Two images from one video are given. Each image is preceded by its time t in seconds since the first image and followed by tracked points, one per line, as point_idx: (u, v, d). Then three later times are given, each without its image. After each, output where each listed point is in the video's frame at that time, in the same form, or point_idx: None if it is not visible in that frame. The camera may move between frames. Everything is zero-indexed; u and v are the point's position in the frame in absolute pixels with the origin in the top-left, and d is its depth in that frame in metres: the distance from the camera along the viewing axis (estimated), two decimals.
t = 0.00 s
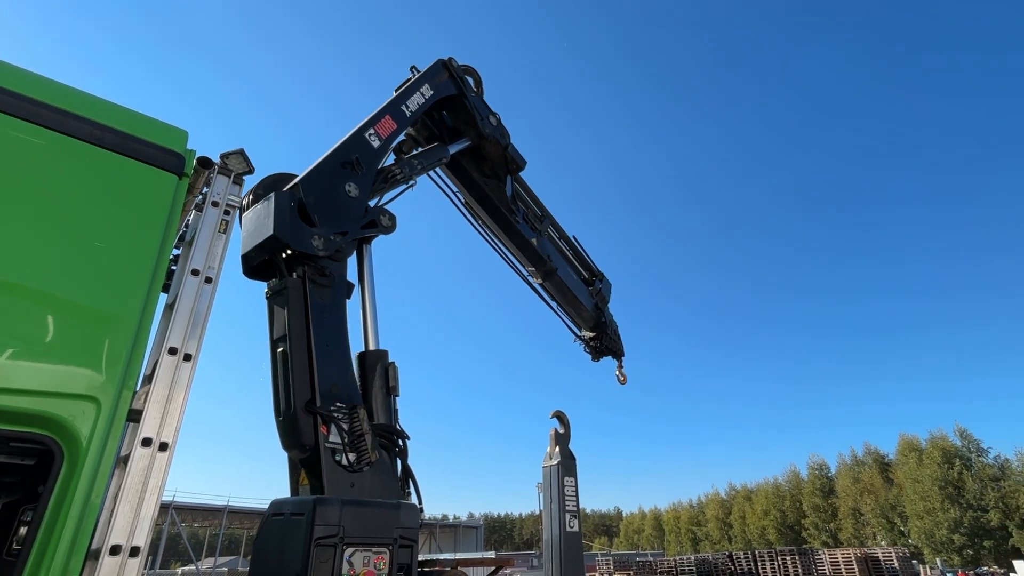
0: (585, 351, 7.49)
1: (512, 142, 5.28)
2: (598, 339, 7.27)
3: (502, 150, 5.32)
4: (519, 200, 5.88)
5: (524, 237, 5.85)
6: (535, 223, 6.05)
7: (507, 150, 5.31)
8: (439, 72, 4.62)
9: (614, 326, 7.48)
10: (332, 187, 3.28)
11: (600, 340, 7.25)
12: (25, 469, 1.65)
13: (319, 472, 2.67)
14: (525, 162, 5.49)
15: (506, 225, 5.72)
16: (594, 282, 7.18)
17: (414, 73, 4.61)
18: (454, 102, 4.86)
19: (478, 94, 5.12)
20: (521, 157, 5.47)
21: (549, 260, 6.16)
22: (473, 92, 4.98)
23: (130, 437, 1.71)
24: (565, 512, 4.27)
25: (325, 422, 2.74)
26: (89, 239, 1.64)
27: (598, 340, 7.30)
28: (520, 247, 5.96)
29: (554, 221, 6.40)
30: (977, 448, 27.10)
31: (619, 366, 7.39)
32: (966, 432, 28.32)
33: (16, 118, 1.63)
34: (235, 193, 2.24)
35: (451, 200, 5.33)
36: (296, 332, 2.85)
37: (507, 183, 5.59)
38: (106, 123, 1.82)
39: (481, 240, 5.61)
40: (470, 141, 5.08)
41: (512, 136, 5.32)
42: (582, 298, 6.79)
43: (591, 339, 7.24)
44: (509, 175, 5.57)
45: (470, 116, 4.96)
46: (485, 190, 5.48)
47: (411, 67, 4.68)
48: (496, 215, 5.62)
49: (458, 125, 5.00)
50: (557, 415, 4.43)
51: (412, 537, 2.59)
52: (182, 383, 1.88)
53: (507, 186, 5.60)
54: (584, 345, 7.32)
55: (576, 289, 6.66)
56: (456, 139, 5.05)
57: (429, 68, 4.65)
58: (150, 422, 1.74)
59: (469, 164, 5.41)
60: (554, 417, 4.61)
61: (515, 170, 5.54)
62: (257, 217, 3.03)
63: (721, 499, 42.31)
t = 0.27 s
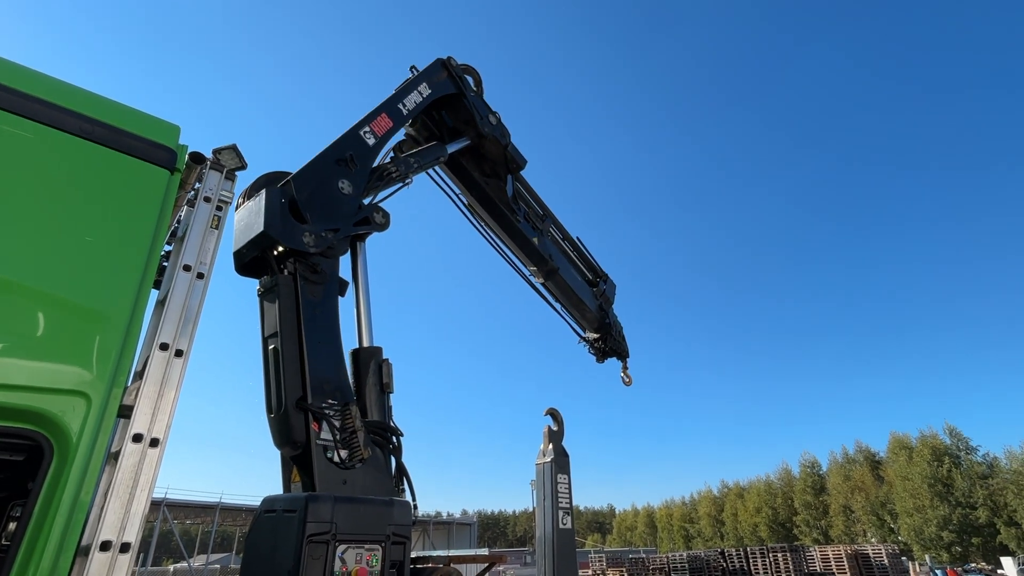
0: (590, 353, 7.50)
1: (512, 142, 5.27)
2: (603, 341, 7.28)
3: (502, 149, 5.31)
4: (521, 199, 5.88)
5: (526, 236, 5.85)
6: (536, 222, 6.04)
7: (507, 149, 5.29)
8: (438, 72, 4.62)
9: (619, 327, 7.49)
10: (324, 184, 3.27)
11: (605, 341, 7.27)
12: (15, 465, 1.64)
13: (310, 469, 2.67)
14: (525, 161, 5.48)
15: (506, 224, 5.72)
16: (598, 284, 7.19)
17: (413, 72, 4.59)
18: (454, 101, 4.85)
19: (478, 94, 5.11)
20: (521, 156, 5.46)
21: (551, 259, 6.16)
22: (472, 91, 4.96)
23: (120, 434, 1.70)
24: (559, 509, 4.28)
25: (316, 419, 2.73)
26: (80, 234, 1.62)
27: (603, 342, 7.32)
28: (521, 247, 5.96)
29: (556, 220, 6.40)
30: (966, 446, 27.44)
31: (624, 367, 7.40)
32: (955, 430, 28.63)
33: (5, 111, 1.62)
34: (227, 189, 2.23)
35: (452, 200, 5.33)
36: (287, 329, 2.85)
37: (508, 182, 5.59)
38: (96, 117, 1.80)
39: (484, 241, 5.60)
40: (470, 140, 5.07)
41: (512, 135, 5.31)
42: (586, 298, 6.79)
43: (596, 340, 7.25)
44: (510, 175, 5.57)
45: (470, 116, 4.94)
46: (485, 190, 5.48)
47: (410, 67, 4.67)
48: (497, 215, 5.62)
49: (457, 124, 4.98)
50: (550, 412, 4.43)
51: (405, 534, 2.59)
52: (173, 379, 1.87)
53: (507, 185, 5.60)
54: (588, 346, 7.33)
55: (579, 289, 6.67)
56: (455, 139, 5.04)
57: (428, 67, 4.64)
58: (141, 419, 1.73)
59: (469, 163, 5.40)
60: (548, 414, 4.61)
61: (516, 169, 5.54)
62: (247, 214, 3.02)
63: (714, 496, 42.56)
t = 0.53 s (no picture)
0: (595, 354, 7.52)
1: (512, 140, 5.27)
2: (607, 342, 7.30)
3: (502, 148, 5.30)
4: (522, 199, 5.88)
5: (527, 235, 5.84)
6: (537, 221, 6.04)
7: (506, 148, 5.29)
8: (437, 70, 4.61)
9: (623, 328, 7.51)
10: (316, 180, 3.25)
11: (609, 342, 7.29)
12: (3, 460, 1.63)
13: (301, 465, 2.66)
14: (525, 160, 5.48)
15: (507, 224, 5.71)
16: (602, 285, 7.21)
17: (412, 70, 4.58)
18: (453, 101, 4.84)
19: (477, 92, 5.10)
20: (521, 154, 5.45)
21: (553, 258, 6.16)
22: (472, 90, 4.95)
23: (110, 430, 1.69)
24: (551, 505, 4.29)
25: (307, 415, 2.72)
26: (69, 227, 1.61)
27: (608, 343, 7.34)
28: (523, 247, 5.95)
29: (557, 219, 6.39)
30: (955, 443, 27.69)
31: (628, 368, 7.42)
32: (944, 428, 28.93)
33: None
34: (219, 183, 2.21)
35: (453, 200, 5.31)
36: (278, 325, 2.84)
37: (507, 181, 5.58)
38: (86, 109, 1.78)
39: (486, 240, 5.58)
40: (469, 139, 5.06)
41: (512, 134, 5.30)
42: (589, 298, 6.81)
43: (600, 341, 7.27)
44: (510, 173, 5.56)
45: (469, 114, 4.92)
46: (485, 189, 5.47)
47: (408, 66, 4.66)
48: (498, 214, 5.61)
49: (456, 123, 4.97)
50: (544, 409, 4.43)
51: (397, 530, 2.59)
52: (164, 374, 1.85)
53: (507, 184, 5.60)
54: (593, 348, 7.35)
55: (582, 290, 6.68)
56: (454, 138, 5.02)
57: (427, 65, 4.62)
58: (131, 414, 1.72)
59: (470, 162, 5.38)
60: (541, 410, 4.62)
61: (516, 168, 5.54)
62: (238, 211, 3.01)
63: (706, 493, 42.80)
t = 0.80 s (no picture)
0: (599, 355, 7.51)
1: (513, 139, 5.25)
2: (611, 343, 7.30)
3: (502, 147, 5.28)
4: (523, 197, 5.87)
5: (528, 234, 5.82)
6: (539, 220, 6.02)
7: (506, 147, 5.27)
8: (436, 68, 4.60)
9: (627, 330, 7.51)
10: (308, 175, 3.24)
11: (614, 344, 7.28)
12: None
13: (292, 460, 2.66)
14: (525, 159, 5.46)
15: (508, 223, 5.70)
16: (606, 286, 7.21)
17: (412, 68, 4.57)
18: (452, 98, 4.81)
19: (477, 91, 5.08)
20: (522, 153, 5.44)
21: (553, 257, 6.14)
22: (471, 88, 4.92)
23: (99, 424, 1.67)
24: (544, 501, 4.30)
25: (299, 411, 2.71)
26: (57, 220, 1.59)
27: (612, 344, 7.33)
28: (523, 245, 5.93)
29: (559, 218, 6.37)
30: (945, 440, 28.00)
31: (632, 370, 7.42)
32: (934, 425, 29.20)
33: None
34: (211, 176, 2.20)
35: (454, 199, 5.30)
36: (269, 320, 2.83)
37: (507, 179, 5.57)
38: (75, 101, 1.76)
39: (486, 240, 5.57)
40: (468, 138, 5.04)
41: (512, 133, 5.28)
42: (592, 299, 6.80)
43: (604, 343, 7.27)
44: (509, 172, 5.55)
45: (469, 113, 4.90)
46: (486, 188, 5.44)
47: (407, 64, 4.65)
48: (499, 213, 5.60)
49: (456, 121, 4.94)
50: (537, 405, 4.44)
51: (390, 525, 2.58)
52: (155, 369, 1.84)
53: (508, 183, 5.58)
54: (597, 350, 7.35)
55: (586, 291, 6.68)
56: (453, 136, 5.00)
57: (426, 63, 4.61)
58: (121, 408, 1.70)
59: (470, 160, 5.36)
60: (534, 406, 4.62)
61: (517, 167, 5.53)
62: (230, 206, 3.00)
63: (698, 489, 43.05)
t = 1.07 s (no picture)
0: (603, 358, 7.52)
1: (513, 138, 5.23)
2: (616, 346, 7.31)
3: (503, 147, 5.26)
4: (525, 197, 5.87)
5: (529, 234, 5.82)
6: (540, 220, 6.01)
7: (507, 147, 5.26)
8: (435, 67, 4.61)
9: (632, 332, 7.52)
10: (301, 171, 3.23)
11: (618, 346, 7.29)
12: None
13: (284, 457, 2.65)
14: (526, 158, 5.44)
15: (510, 223, 5.70)
16: (610, 288, 7.22)
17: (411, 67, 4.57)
18: (452, 98, 4.80)
19: (477, 90, 5.06)
20: (523, 153, 5.42)
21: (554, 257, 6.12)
22: (471, 88, 4.90)
23: (90, 420, 1.67)
24: (538, 497, 4.31)
25: (290, 407, 2.70)
26: (47, 214, 1.57)
27: (616, 346, 7.33)
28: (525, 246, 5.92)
29: (561, 218, 6.36)
30: (934, 437, 28.32)
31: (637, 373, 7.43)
32: (924, 422, 29.45)
33: None
34: (202, 171, 2.18)
35: (455, 198, 5.30)
36: (260, 316, 2.81)
37: (508, 179, 5.55)
38: (65, 94, 1.74)
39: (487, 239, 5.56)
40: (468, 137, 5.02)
41: (512, 132, 5.26)
42: (596, 300, 6.80)
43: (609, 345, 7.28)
44: (510, 171, 5.53)
45: (469, 112, 4.89)
46: (487, 187, 5.43)
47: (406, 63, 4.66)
48: (500, 213, 5.59)
49: (456, 121, 4.93)
50: (530, 401, 4.45)
51: (382, 521, 2.58)
52: (146, 364, 1.83)
53: (509, 182, 5.58)
54: (602, 352, 7.35)
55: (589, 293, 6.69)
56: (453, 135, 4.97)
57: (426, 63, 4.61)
58: (111, 404, 1.69)
59: (470, 160, 5.34)
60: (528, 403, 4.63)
61: (518, 166, 5.52)
62: (221, 202, 2.98)
63: (691, 485, 43.28)
